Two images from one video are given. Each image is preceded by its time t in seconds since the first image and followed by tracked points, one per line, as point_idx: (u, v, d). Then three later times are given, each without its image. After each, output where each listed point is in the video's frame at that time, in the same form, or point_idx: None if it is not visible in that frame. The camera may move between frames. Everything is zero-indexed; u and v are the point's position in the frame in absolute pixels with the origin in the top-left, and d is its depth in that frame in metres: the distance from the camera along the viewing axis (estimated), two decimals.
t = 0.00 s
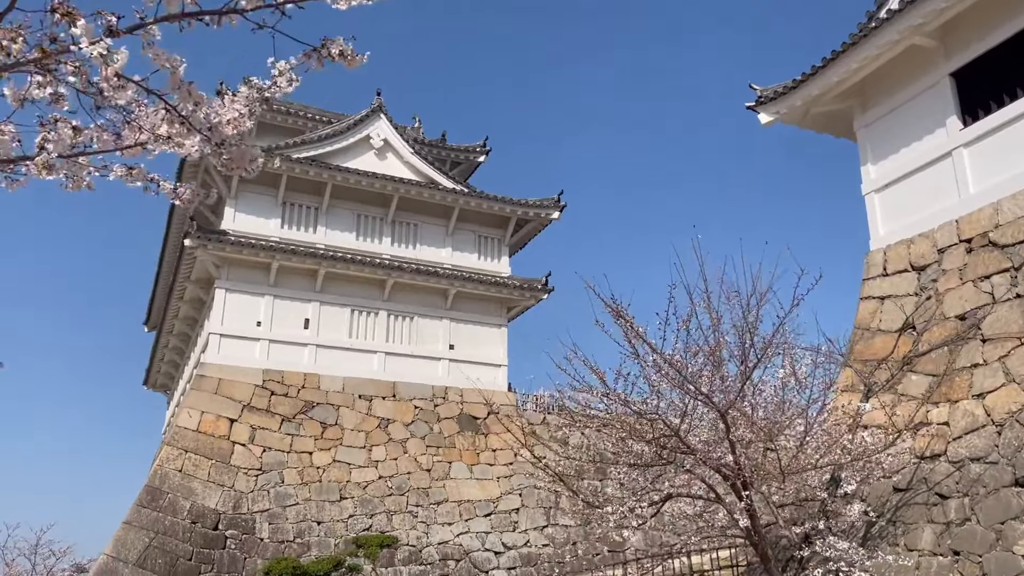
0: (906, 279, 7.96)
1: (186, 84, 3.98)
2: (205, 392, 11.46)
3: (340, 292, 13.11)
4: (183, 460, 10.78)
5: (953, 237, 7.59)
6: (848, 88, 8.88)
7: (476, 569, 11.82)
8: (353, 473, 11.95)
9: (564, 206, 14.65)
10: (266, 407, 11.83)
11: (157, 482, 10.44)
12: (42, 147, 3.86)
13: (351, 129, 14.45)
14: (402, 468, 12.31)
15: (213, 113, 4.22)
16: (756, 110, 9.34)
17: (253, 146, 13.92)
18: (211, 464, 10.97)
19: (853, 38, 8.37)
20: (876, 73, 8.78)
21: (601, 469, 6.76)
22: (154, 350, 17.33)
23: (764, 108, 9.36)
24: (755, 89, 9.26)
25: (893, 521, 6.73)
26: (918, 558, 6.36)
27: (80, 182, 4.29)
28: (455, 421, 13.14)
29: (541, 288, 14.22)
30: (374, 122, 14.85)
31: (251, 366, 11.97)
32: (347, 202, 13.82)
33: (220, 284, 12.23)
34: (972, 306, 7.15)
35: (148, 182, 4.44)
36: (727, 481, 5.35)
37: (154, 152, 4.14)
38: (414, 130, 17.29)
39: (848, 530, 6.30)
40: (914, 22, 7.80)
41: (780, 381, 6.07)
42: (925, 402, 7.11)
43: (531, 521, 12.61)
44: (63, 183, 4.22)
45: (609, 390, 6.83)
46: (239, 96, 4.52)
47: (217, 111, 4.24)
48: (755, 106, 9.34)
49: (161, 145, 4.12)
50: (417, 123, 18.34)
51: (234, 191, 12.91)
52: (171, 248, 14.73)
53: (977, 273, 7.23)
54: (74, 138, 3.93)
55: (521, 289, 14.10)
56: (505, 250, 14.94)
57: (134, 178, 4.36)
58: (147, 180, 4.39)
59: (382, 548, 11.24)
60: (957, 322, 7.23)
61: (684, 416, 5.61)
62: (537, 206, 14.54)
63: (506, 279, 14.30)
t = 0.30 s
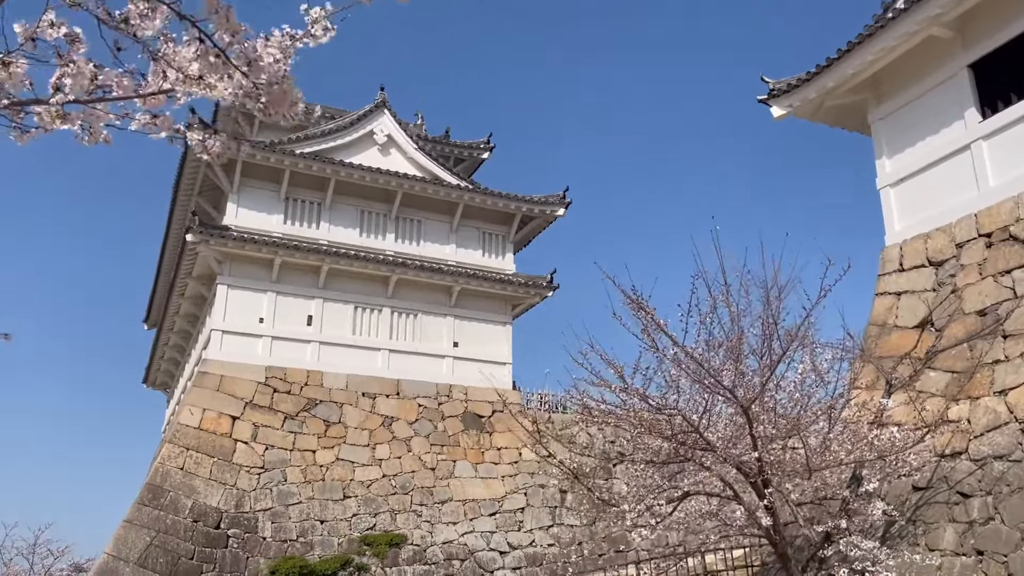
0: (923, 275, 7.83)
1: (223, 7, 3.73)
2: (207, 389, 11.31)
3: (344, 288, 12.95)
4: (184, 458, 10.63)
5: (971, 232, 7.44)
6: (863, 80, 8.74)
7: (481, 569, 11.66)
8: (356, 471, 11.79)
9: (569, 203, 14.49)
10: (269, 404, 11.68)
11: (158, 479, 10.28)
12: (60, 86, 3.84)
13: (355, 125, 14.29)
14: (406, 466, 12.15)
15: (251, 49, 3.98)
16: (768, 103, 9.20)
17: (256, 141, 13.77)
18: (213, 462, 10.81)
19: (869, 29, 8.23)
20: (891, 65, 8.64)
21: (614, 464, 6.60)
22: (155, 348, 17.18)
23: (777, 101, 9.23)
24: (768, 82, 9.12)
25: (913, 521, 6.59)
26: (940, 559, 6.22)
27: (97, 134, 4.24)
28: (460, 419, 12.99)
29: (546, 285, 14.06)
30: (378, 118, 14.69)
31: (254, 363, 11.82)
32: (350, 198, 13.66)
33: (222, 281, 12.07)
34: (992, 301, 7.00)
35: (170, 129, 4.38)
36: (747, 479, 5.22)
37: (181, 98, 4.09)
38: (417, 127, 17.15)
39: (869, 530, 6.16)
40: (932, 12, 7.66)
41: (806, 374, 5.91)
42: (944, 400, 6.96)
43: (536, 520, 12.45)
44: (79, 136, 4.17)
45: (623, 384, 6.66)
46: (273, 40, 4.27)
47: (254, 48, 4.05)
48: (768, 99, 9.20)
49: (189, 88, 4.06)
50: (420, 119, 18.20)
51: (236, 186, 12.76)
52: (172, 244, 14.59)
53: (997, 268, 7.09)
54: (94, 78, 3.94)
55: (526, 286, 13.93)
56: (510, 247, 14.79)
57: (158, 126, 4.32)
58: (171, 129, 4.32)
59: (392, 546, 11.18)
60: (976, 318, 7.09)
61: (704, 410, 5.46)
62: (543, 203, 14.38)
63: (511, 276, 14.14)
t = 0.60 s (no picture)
0: (942, 272, 7.69)
1: None
2: (209, 389, 11.15)
3: (348, 287, 12.79)
4: (187, 458, 10.47)
5: (991, 228, 7.29)
6: (879, 74, 8.61)
7: (487, 571, 11.49)
8: (361, 472, 11.63)
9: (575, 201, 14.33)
10: (272, 404, 11.53)
11: (160, 480, 10.12)
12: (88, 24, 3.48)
13: (359, 121, 14.14)
14: (411, 467, 11.99)
15: None
16: (782, 98, 9.06)
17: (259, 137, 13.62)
18: (216, 463, 10.65)
19: (886, 22, 8.10)
20: (909, 58, 8.49)
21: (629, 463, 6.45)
22: (155, 347, 17.05)
23: (791, 96, 9.09)
24: (781, 76, 8.98)
25: (935, 523, 6.44)
26: (964, 562, 6.06)
27: (126, 91, 3.96)
28: (465, 419, 12.83)
29: (553, 284, 13.91)
30: (382, 115, 14.53)
31: (257, 362, 11.66)
32: (355, 195, 13.51)
33: (225, 279, 11.92)
34: (1014, 298, 6.84)
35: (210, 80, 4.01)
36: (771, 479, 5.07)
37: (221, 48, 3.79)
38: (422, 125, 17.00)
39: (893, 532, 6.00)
40: (951, 4, 7.52)
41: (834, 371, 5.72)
42: (966, 399, 6.81)
43: (543, 522, 12.28)
44: (105, 90, 3.92)
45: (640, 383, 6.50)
46: None
47: None
48: (781, 93, 9.06)
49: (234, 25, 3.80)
50: (424, 117, 18.05)
51: (239, 183, 12.61)
52: (173, 243, 14.46)
53: (1019, 265, 6.93)
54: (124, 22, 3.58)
55: (532, 285, 13.77)
56: (515, 246, 14.64)
57: (196, 75, 3.95)
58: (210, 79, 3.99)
59: (401, 548, 11.05)
60: (997, 315, 6.94)
61: (727, 408, 5.31)
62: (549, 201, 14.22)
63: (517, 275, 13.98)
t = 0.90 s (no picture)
0: (961, 268, 7.56)
1: None
2: (214, 389, 11.02)
3: (353, 286, 12.66)
4: (191, 459, 10.34)
5: (1012, 223, 7.16)
6: (893, 68, 8.48)
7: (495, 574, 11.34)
8: (367, 474, 11.49)
9: (582, 200, 14.21)
10: (277, 405, 11.39)
11: (164, 482, 9.99)
12: None
13: (363, 120, 14.01)
14: (417, 469, 11.85)
15: None
16: (795, 92, 8.93)
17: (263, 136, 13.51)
18: (221, 464, 10.52)
19: (901, 14, 7.97)
20: (925, 52, 8.37)
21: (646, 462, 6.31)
22: (157, 349, 16.93)
23: (803, 91, 8.96)
24: (794, 70, 8.85)
25: (958, 523, 6.29)
26: (990, 563, 5.92)
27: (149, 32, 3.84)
28: (472, 420, 12.69)
29: (559, 284, 13.77)
30: (387, 113, 14.41)
31: (262, 362, 11.54)
32: (359, 194, 13.38)
33: (230, 278, 11.80)
34: None
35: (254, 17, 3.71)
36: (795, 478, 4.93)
37: None
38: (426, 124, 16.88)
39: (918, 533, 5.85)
40: None
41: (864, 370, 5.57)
42: (988, 396, 6.68)
43: (551, 524, 12.13)
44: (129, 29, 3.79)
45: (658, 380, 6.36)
46: None
47: None
48: (794, 88, 8.94)
49: None
50: (427, 117, 17.94)
51: (243, 182, 12.50)
52: (176, 243, 14.35)
53: None
54: None
55: (539, 285, 13.63)
56: (521, 246, 14.50)
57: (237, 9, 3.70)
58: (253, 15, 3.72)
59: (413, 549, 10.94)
60: (1020, 311, 6.80)
61: (751, 405, 5.17)
62: (556, 200, 14.09)
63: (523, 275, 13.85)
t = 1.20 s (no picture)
0: (984, 266, 7.41)
1: None
2: (220, 393, 10.88)
3: (359, 288, 12.51)
4: (197, 464, 10.19)
5: None
6: (911, 63, 8.33)
7: None
8: (375, 478, 11.33)
9: (590, 200, 14.04)
10: (284, 409, 11.24)
11: (170, 487, 9.84)
12: None
13: (369, 120, 13.87)
14: (426, 473, 11.69)
15: None
16: (810, 88, 8.78)
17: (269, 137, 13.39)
18: (227, 469, 10.37)
19: (920, 7, 7.82)
20: (943, 46, 8.21)
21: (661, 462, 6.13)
22: (161, 353, 16.80)
23: (819, 87, 8.81)
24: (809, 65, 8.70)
25: (988, 527, 6.11)
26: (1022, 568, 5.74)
27: None
28: (480, 424, 12.52)
29: (568, 285, 13.61)
30: (392, 114, 14.27)
31: (268, 365, 11.39)
32: (366, 195, 13.24)
33: (235, 281, 11.66)
34: None
35: None
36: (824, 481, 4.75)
37: None
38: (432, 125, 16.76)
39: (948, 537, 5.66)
40: None
41: (898, 369, 5.37)
42: (1015, 396, 6.52)
43: (562, 529, 11.96)
44: None
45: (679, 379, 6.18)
46: None
47: None
48: (809, 84, 8.79)
49: None
50: (433, 117, 17.81)
51: (248, 183, 12.37)
52: (181, 246, 14.24)
53: None
54: None
55: (547, 286, 13.47)
56: (529, 247, 14.35)
57: None
58: None
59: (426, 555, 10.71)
60: None
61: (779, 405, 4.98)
62: (564, 200, 13.94)
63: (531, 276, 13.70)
